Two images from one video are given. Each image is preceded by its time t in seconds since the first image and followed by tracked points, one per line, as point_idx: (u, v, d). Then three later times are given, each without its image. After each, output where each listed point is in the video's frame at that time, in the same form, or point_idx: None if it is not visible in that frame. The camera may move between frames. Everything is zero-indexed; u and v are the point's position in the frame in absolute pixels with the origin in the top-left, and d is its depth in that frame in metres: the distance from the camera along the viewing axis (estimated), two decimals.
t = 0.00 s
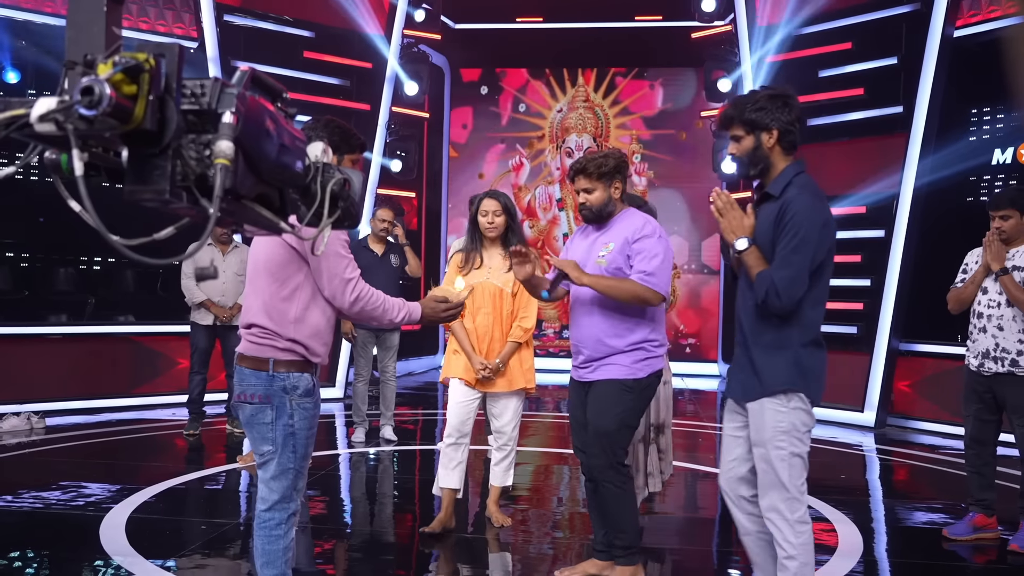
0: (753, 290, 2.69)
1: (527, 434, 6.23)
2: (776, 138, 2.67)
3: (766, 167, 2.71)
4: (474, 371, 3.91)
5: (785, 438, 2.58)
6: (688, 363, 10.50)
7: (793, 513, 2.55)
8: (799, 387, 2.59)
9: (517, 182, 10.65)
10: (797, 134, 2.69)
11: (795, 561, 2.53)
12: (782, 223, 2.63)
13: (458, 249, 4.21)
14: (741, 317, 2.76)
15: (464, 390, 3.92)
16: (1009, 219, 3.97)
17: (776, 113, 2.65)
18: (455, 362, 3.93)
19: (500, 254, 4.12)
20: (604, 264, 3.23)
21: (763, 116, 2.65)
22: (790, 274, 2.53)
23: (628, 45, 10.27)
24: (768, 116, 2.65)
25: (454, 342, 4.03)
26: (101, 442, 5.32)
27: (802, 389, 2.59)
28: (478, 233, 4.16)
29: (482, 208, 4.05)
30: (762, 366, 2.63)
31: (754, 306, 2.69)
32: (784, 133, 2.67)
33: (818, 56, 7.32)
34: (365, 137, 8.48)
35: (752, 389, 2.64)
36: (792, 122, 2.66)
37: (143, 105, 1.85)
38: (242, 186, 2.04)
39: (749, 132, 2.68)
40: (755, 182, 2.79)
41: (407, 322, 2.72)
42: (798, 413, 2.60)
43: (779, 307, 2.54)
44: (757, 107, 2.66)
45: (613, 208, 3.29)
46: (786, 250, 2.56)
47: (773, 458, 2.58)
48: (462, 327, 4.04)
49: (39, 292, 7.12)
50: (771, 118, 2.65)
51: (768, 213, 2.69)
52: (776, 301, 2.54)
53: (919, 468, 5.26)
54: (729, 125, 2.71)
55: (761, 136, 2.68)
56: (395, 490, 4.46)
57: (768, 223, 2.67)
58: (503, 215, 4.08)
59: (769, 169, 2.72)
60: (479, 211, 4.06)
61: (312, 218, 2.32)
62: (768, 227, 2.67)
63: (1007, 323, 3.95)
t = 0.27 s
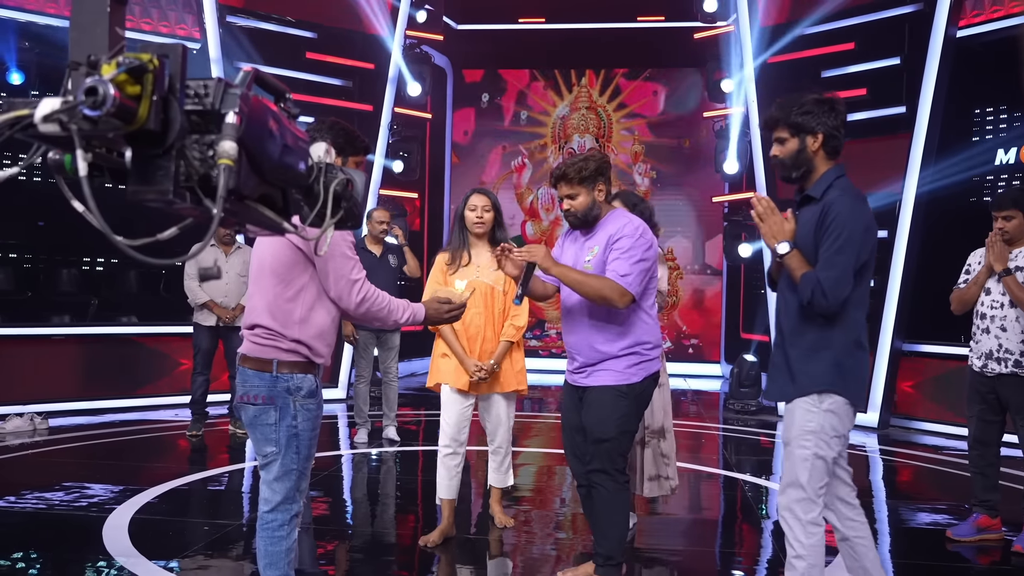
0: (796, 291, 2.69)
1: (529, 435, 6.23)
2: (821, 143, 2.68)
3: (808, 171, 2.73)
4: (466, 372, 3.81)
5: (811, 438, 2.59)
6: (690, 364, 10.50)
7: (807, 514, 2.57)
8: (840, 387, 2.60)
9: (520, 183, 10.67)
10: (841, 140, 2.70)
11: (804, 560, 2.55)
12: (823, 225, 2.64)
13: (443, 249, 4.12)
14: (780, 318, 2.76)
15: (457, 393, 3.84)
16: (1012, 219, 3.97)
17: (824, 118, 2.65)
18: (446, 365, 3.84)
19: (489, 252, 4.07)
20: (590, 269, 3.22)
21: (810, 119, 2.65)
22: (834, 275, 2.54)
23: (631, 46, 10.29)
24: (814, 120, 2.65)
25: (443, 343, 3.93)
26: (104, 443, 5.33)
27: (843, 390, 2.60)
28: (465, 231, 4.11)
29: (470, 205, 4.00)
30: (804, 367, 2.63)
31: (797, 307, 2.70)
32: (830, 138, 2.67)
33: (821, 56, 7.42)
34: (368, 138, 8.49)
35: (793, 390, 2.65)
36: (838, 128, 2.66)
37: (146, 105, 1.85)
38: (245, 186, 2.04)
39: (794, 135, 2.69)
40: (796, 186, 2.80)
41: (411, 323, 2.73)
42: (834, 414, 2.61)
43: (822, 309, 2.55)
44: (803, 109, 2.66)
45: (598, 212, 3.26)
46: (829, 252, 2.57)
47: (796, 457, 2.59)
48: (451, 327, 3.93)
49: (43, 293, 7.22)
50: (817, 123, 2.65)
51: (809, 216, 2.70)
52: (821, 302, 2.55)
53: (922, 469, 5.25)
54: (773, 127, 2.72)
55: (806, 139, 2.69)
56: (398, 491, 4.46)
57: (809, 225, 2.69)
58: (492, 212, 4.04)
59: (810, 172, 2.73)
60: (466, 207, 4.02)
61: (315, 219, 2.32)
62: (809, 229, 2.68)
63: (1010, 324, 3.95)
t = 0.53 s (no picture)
0: (838, 288, 2.69)
1: (532, 434, 6.23)
2: (852, 142, 2.71)
3: (842, 171, 2.74)
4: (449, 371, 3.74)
5: (859, 436, 2.61)
6: (693, 363, 10.50)
7: (852, 512, 2.58)
8: (887, 381, 2.60)
9: (523, 182, 10.67)
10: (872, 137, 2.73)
11: (844, 559, 2.56)
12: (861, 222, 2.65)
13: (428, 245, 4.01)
14: (824, 317, 2.76)
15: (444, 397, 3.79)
16: (1017, 217, 3.95)
17: (854, 118, 2.69)
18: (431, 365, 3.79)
19: (474, 248, 3.96)
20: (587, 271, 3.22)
21: (839, 121, 2.68)
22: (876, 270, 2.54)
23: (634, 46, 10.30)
24: (843, 120, 2.68)
25: (427, 341, 3.87)
26: (107, 443, 5.33)
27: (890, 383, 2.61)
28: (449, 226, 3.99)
29: (454, 200, 3.88)
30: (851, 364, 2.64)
31: (839, 304, 2.70)
32: (859, 137, 2.70)
33: (823, 55, 7.37)
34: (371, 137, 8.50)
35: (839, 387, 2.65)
36: (866, 126, 2.70)
37: (150, 104, 1.85)
38: (250, 185, 2.04)
39: (824, 138, 2.72)
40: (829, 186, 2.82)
41: (416, 322, 2.72)
42: (880, 411, 2.62)
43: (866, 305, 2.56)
44: (831, 112, 2.70)
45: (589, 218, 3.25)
46: (869, 248, 2.57)
47: (843, 454, 2.61)
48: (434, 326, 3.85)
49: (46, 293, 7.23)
50: (846, 122, 2.69)
51: (846, 213, 2.71)
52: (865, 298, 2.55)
53: (926, 468, 5.25)
54: (803, 131, 2.76)
55: (837, 141, 2.71)
56: (401, 490, 4.47)
57: (847, 222, 2.69)
58: (476, 206, 3.90)
59: (843, 173, 2.74)
60: (450, 201, 3.89)
61: (319, 218, 2.32)
62: (847, 226, 2.69)
63: (1013, 324, 3.95)
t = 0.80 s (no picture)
0: (864, 286, 2.68)
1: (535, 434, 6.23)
2: (885, 140, 2.69)
3: (873, 167, 2.73)
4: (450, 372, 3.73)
5: (890, 437, 2.58)
6: (697, 363, 10.49)
7: (898, 514, 2.55)
8: (913, 382, 2.59)
9: (527, 182, 10.67)
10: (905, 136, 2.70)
11: (903, 562, 2.53)
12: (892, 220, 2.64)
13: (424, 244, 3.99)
14: (848, 316, 2.74)
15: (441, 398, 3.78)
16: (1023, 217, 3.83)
17: (888, 115, 2.66)
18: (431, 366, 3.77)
19: (472, 247, 3.95)
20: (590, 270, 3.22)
21: (872, 117, 2.66)
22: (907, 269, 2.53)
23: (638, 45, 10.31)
24: (877, 116, 2.66)
25: (424, 342, 3.86)
26: (111, 442, 5.33)
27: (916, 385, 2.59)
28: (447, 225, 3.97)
29: (451, 199, 3.85)
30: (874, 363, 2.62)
31: (865, 302, 2.69)
32: (893, 134, 2.68)
33: (828, 55, 7.35)
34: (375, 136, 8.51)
35: (863, 386, 2.63)
36: (903, 124, 2.67)
37: (157, 102, 1.85)
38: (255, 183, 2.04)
39: (857, 133, 2.70)
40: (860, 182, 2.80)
41: (420, 322, 2.72)
42: (908, 412, 2.60)
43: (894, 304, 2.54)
44: (865, 107, 2.67)
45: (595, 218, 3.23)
46: (900, 247, 2.57)
47: (879, 458, 2.58)
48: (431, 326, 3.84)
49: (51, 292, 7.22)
50: (880, 120, 2.66)
51: (876, 211, 2.70)
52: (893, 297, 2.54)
53: (931, 469, 5.24)
54: (837, 126, 2.74)
55: (870, 137, 2.69)
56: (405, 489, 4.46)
57: (877, 220, 2.68)
58: (474, 205, 3.89)
59: (874, 170, 2.73)
60: (447, 200, 3.87)
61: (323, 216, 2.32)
62: (877, 224, 2.68)
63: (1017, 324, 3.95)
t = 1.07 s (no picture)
0: (889, 285, 2.66)
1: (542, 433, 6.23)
2: (912, 137, 2.68)
3: (898, 165, 2.72)
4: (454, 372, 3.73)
5: (916, 438, 2.56)
6: (703, 363, 10.47)
7: (925, 515, 2.52)
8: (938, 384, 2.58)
9: (534, 181, 10.66)
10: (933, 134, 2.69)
11: (926, 564, 2.49)
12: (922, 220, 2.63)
13: (432, 244, 4.00)
14: (868, 315, 2.72)
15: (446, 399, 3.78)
16: None
17: (918, 112, 2.65)
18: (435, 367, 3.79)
19: (480, 247, 3.94)
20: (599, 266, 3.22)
21: (901, 113, 2.65)
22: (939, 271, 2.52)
23: (645, 44, 10.32)
24: (906, 113, 2.65)
25: (430, 342, 3.86)
26: (118, 438, 5.35)
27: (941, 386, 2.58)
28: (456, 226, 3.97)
29: (459, 199, 3.86)
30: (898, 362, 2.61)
31: (890, 301, 2.66)
32: (921, 132, 2.67)
33: (835, 53, 7.33)
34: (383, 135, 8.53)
35: (887, 386, 2.62)
36: (933, 121, 2.66)
37: (167, 100, 1.86)
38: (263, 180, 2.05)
39: (885, 129, 2.68)
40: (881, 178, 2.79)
41: (426, 321, 2.73)
42: (933, 413, 2.59)
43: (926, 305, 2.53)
44: (894, 103, 2.67)
45: (603, 216, 3.24)
46: (932, 248, 2.56)
47: (906, 459, 2.55)
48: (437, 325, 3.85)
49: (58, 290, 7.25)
50: (909, 116, 2.65)
51: (904, 210, 2.69)
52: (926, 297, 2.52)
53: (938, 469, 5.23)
54: (865, 120, 2.72)
55: (897, 133, 2.68)
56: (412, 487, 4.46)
57: (906, 218, 2.67)
58: (482, 205, 3.88)
59: (901, 167, 2.72)
60: (456, 200, 3.88)
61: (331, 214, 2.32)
62: (905, 223, 2.67)
63: None
